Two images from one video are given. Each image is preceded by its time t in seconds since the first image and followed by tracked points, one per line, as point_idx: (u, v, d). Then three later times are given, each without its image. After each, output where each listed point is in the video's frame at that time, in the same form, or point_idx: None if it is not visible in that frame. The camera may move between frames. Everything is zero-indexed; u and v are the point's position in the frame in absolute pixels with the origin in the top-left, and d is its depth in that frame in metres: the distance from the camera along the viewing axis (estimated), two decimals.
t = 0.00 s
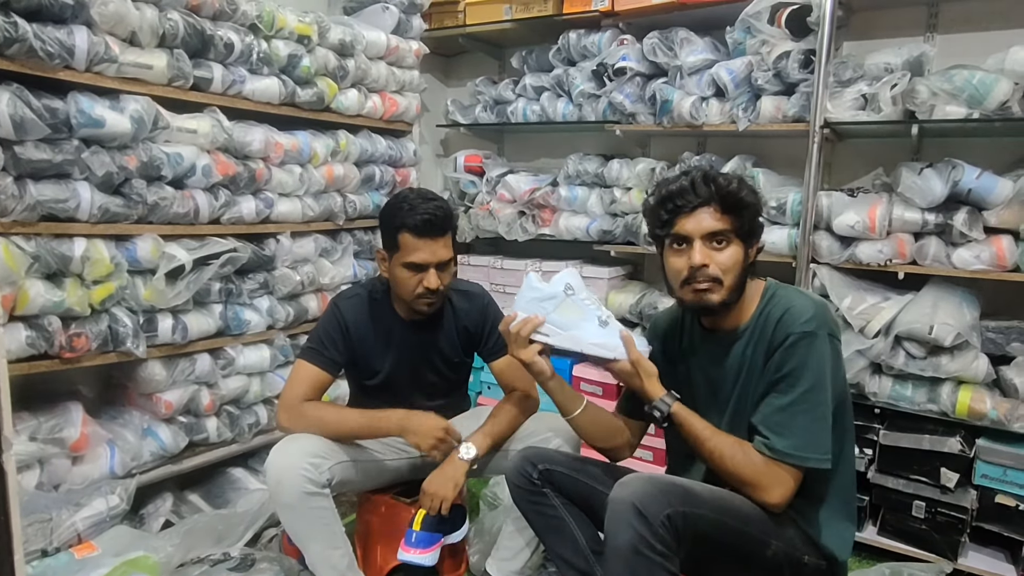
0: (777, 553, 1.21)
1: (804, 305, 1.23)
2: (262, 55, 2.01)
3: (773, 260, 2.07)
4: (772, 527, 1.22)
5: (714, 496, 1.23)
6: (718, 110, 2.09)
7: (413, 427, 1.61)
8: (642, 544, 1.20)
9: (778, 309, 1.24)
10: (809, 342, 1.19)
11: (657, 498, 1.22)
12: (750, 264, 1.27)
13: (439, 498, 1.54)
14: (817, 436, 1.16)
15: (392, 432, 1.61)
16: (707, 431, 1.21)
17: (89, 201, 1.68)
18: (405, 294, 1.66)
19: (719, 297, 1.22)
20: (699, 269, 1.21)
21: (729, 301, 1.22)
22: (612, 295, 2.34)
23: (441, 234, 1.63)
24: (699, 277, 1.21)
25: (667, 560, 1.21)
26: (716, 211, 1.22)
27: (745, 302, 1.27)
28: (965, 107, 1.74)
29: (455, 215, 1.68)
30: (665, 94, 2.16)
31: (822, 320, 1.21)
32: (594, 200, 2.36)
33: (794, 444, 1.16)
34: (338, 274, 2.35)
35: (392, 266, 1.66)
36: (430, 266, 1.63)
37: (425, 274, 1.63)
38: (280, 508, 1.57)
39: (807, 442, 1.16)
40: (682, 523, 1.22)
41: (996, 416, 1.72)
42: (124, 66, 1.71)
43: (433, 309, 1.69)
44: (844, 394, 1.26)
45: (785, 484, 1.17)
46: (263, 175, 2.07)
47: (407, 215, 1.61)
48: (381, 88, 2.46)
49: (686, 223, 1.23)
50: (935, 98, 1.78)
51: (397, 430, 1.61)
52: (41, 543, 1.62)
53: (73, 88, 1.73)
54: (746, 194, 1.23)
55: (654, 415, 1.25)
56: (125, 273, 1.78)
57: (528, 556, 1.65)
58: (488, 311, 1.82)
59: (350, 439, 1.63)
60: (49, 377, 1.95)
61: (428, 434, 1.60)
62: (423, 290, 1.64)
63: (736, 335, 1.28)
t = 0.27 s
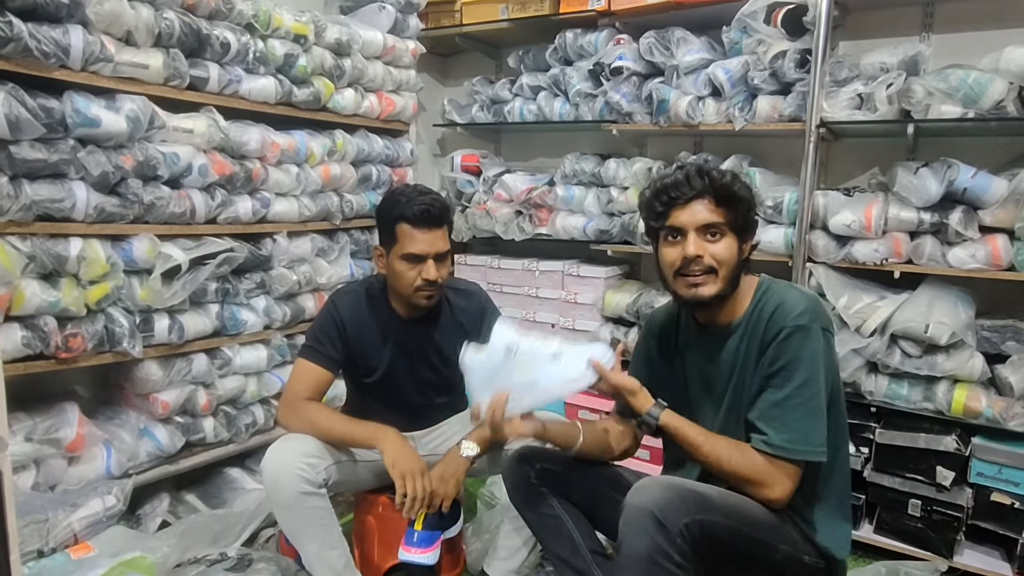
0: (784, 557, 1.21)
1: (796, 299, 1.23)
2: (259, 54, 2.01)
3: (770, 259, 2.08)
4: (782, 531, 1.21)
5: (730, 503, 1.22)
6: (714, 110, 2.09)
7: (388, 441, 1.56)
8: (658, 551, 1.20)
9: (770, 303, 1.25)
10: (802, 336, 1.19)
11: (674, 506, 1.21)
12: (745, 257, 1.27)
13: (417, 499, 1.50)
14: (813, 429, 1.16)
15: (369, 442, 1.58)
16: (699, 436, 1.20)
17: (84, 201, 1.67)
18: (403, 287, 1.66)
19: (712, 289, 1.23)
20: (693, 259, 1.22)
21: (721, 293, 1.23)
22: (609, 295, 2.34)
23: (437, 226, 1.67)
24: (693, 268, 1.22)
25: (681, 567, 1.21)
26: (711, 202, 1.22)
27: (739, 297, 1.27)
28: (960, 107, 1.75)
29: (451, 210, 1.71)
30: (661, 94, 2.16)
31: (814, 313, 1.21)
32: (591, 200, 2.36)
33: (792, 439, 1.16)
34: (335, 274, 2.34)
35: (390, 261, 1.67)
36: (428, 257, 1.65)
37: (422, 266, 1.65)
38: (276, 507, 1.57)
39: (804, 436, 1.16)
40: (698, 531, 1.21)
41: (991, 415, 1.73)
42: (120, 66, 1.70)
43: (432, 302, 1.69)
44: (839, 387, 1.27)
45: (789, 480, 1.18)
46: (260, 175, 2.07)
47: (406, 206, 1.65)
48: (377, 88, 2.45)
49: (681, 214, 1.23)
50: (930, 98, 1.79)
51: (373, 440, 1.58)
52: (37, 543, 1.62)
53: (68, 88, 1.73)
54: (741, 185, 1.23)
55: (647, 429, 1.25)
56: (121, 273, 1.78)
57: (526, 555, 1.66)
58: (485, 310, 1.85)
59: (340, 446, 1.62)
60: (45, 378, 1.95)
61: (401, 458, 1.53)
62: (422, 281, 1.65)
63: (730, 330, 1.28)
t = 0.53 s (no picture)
0: (807, 565, 1.21)
1: (789, 297, 1.24)
2: (256, 53, 2.00)
3: (767, 258, 2.08)
4: (805, 539, 1.22)
5: (768, 519, 1.20)
6: (712, 109, 2.09)
7: (389, 449, 1.55)
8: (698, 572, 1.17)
9: (764, 301, 1.25)
10: (804, 334, 1.19)
11: (719, 528, 1.17)
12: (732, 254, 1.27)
13: (409, 501, 1.49)
14: (831, 425, 1.17)
15: (371, 448, 1.58)
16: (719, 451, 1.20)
17: (81, 200, 1.67)
18: (402, 281, 1.66)
19: (700, 286, 1.22)
20: (681, 256, 1.22)
21: (710, 289, 1.23)
22: (607, 294, 2.34)
23: (434, 220, 1.68)
24: (682, 264, 1.22)
25: None
26: (697, 199, 1.23)
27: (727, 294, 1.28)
28: (957, 106, 1.75)
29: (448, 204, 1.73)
30: (659, 93, 2.16)
31: (809, 310, 1.22)
32: (589, 199, 2.35)
33: (813, 438, 1.17)
34: (332, 274, 2.34)
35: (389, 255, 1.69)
36: (427, 251, 1.66)
37: (421, 259, 1.66)
38: (273, 506, 1.57)
39: (825, 433, 1.17)
40: (739, 551, 1.19)
41: (988, 413, 1.74)
42: (117, 65, 1.70)
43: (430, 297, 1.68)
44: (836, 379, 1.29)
45: (816, 479, 1.19)
46: (257, 174, 2.06)
47: (404, 198, 1.67)
48: (375, 87, 2.45)
49: (668, 211, 1.23)
50: (927, 97, 1.79)
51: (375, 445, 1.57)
52: (34, 544, 1.61)
53: (65, 87, 1.72)
54: (726, 182, 1.24)
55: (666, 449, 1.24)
56: (118, 272, 1.77)
57: (524, 555, 1.66)
58: (485, 308, 1.83)
59: (337, 447, 1.62)
60: (42, 378, 1.95)
61: (401, 464, 1.52)
62: (421, 273, 1.65)
63: (719, 327, 1.28)
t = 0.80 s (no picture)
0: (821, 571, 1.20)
1: (781, 302, 1.23)
2: (254, 53, 2.00)
3: (766, 258, 2.08)
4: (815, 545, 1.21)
5: (791, 531, 1.18)
6: (710, 109, 2.10)
7: (387, 462, 1.52)
8: None
9: (759, 307, 1.24)
10: (804, 340, 1.18)
11: (747, 544, 1.14)
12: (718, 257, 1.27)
13: (406, 510, 1.49)
14: (843, 428, 1.15)
15: (368, 459, 1.56)
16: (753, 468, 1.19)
17: (79, 199, 1.67)
18: (395, 273, 1.66)
19: (688, 290, 1.21)
20: (667, 262, 1.21)
21: (699, 293, 1.22)
22: (606, 294, 2.34)
23: (428, 214, 1.69)
24: (669, 270, 1.21)
25: None
26: (680, 203, 1.22)
27: (717, 296, 1.28)
28: (955, 105, 1.75)
29: (443, 199, 1.74)
30: (658, 92, 2.16)
31: (805, 314, 1.22)
32: (588, 198, 2.35)
33: (828, 444, 1.14)
34: (331, 273, 2.34)
35: (384, 249, 1.69)
36: (418, 242, 1.67)
37: (412, 251, 1.66)
38: (267, 505, 1.57)
39: (838, 437, 1.15)
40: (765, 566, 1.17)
41: (986, 412, 1.74)
42: (116, 64, 1.70)
43: (423, 292, 1.68)
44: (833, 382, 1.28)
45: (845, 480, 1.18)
46: (256, 174, 2.06)
47: (400, 191, 1.68)
48: (374, 86, 2.45)
49: (651, 218, 1.23)
50: (925, 96, 1.79)
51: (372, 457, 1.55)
52: (32, 543, 1.61)
53: (63, 86, 1.72)
54: (707, 184, 1.24)
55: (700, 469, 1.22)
56: (116, 272, 1.77)
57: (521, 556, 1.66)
58: (482, 308, 1.83)
59: (332, 450, 1.60)
60: (40, 378, 1.94)
61: (394, 476, 1.50)
62: (413, 265, 1.65)
63: (710, 332, 1.28)
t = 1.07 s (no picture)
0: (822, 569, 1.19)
1: (788, 302, 1.24)
2: (253, 51, 2.00)
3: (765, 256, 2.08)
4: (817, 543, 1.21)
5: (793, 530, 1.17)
6: (710, 107, 2.09)
7: (392, 467, 1.51)
8: None
9: (765, 308, 1.24)
10: (813, 341, 1.19)
11: (749, 544, 1.13)
12: (717, 257, 1.27)
13: (410, 512, 1.50)
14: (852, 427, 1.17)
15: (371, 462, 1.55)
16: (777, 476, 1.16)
17: (78, 198, 1.66)
18: (392, 273, 1.66)
19: (688, 292, 1.21)
20: (666, 265, 1.21)
21: (699, 295, 1.22)
22: (605, 292, 2.34)
23: (424, 213, 1.69)
24: (669, 272, 1.21)
25: None
26: (679, 204, 1.22)
27: (718, 297, 1.28)
28: (955, 104, 1.75)
29: (439, 198, 1.74)
30: (657, 91, 2.16)
31: (811, 315, 1.22)
32: (587, 197, 2.35)
33: (843, 445, 1.15)
34: (330, 272, 2.34)
35: (381, 248, 1.69)
36: (415, 241, 1.67)
37: (408, 250, 1.66)
38: (265, 505, 1.57)
39: (850, 437, 1.16)
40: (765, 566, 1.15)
41: (986, 411, 1.74)
42: (114, 63, 1.69)
43: (420, 291, 1.68)
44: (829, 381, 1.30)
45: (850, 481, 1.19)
46: (255, 173, 2.06)
47: (397, 190, 1.68)
48: (373, 85, 2.45)
49: (650, 219, 1.22)
50: (925, 95, 1.79)
51: (374, 462, 1.54)
52: (31, 543, 1.61)
53: (62, 85, 1.72)
54: (707, 185, 1.24)
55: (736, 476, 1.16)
56: (115, 271, 1.77)
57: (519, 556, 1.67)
58: (480, 308, 1.83)
59: (330, 451, 1.60)
60: (38, 377, 1.94)
61: (396, 480, 1.50)
62: (410, 264, 1.65)
63: (712, 333, 1.27)
